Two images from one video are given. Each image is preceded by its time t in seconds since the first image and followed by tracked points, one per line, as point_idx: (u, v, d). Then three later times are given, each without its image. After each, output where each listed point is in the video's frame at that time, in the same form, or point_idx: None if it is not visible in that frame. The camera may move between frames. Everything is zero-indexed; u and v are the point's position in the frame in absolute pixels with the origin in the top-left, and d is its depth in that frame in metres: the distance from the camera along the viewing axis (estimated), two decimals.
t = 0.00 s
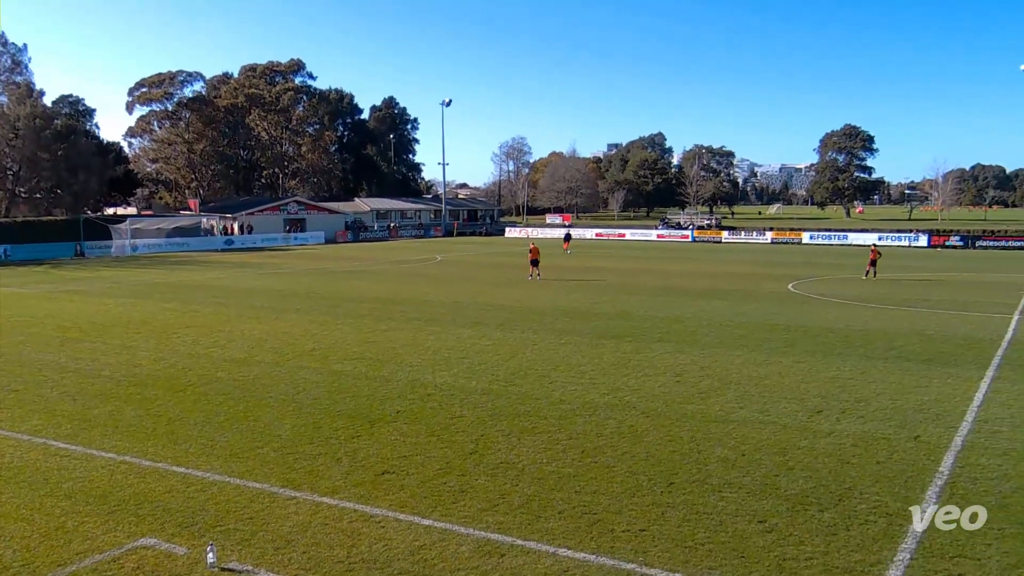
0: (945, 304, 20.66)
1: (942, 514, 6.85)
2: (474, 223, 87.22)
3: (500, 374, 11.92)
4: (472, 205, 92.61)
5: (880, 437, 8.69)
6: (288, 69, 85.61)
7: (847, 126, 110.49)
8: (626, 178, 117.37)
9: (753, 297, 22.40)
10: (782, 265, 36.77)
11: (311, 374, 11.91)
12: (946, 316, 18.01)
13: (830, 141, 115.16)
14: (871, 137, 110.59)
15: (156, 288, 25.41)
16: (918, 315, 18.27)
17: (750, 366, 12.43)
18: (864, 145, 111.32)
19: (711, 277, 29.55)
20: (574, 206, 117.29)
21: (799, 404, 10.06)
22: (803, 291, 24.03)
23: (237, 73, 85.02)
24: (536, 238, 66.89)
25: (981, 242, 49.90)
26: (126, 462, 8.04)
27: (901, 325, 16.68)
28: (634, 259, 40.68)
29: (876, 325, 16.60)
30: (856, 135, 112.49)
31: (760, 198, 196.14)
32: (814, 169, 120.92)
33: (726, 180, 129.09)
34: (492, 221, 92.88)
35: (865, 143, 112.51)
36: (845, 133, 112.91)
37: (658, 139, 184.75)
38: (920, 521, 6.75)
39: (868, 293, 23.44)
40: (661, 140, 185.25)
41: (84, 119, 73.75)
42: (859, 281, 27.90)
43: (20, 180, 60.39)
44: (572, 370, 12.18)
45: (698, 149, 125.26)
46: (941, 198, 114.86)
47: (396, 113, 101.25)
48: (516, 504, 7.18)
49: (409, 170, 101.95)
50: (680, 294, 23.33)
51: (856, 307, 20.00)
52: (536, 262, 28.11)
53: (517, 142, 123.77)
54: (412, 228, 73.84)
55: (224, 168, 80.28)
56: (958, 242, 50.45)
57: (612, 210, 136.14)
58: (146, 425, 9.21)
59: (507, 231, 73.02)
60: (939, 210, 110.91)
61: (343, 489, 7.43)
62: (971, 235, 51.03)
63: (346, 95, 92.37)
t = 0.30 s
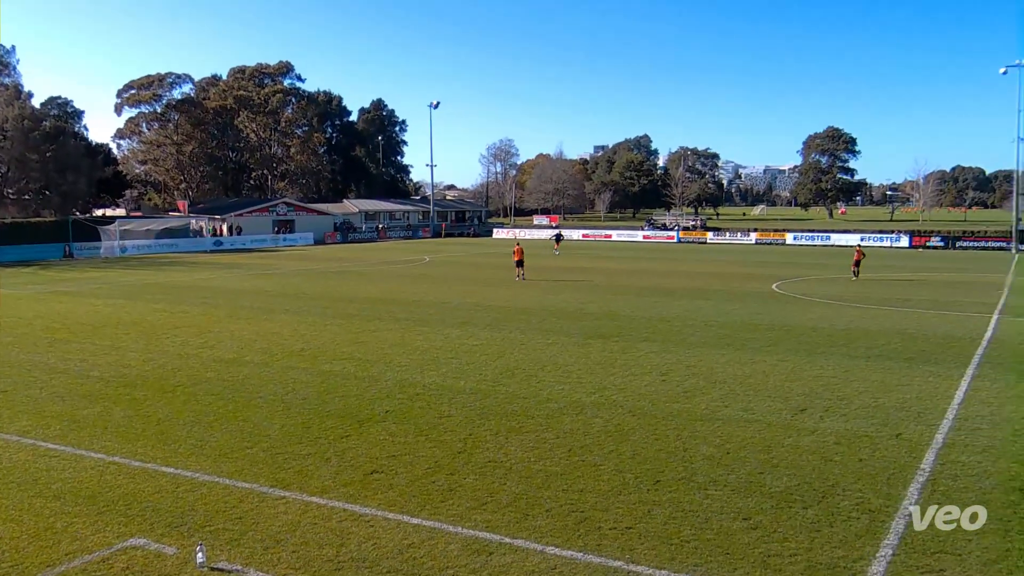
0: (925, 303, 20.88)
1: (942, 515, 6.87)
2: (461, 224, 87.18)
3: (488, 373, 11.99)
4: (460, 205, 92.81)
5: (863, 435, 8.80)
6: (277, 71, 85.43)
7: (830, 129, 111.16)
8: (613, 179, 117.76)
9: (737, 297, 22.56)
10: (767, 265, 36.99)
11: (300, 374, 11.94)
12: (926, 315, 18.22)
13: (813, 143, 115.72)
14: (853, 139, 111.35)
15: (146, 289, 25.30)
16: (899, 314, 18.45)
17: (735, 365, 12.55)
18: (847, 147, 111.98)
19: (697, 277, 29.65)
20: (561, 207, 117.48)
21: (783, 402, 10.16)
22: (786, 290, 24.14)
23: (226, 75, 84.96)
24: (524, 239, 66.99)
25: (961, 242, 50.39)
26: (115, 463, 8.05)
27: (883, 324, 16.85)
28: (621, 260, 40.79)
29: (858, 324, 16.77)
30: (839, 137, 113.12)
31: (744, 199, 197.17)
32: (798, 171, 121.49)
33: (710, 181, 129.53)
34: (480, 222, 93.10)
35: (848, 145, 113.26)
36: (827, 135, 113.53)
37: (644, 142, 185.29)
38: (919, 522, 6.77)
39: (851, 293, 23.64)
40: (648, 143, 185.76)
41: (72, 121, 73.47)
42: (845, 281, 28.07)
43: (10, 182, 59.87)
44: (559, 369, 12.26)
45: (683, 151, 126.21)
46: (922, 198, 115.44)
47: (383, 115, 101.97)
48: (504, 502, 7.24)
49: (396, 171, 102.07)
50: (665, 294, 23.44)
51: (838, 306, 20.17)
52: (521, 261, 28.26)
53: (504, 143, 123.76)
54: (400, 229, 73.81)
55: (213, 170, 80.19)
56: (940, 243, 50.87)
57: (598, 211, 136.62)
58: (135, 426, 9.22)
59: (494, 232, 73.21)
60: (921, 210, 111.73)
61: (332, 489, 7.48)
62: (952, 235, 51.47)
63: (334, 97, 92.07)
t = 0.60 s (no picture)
0: (903, 300, 21.14)
1: (942, 515, 6.86)
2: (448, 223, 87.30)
3: (475, 370, 12.07)
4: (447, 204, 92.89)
5: (843, 430, 8.94)
6: (264, 71, 85.15)
7: (811, 129, 111.86)
8: (597, 179, 118.15)
9: (720, 294, 22.74)
10: (749, 263, 37.22)
11: (288, 372, 11.99)
12: (904, 313, 18.43)
13: (795, 143, 116.34)
14: (834, 139, 112.20)
15: (132, 288, 25.20)
16: (877, 311, 18.68)
17: (718, 362, 12.68)
18: (827, 147, 112.79)
19: (682, 276, 29.81)
20: (546, 207, 117.67)
21: (765, 398, 10.29)
22: (768, 289, 24.33)
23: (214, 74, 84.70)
24: (510, 238, 67.13)
25: (938, 241, 50.89)
26: (103, 460, 8.09)
27: (863, 321, 17.06)
28: (604, 258, 40.95)
29: (838, 321, 16.96)
30: (819, 137, 113.95)
31: (727, 198, 198.42)
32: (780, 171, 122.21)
33: (694, 181, 130.23)
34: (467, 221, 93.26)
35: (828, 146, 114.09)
36: (808, 136, 114.21)
37: (628, 142, 185.85)
38: (919, 521, 6.78)
39: (832, 290, 23.88)
40: (633, 143, 187.41)
41: (60, 120, 73.16)
42: (826, 279, 28.31)
43: None
44: (545, 366, 12.36)
45: (666, 152, 126.86)
46: (900, 198, 116.17)
47: (372, 115, 101.26)
48: (490, 497, 7.32)
49: (383, 171, 101.96)
50: (649, 291, 23.57)
51: (818, 304, 20.38)
52: (504, 258, 28.37)
53: (490, 143, 123.72)
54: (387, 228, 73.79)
55: (200, 169, 79.95)
56: (917, 241, 51.38)
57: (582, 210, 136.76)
58: (123, 424, 9.24)
59: (480, 231, 73.29)
60: (900, 210, 112.61)
61: (320, 485, 7.54)
62: (929, 234, 51.99)
63: (322, 98, 92.53)
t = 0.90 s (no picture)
0: (881, 299, 21.34)
1: (942, 515, 6.87)
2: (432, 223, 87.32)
3: (459, 370, 12.13)
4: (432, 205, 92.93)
5: (822, 427, 9.06)
6: (249, 72, 84.52)
7: (790, 131, 112.75)
8: (580, 180, 118.48)
9: (702, 294, 22.91)
10: (731, 263, 37.40)
11: (274, 372, 12.00)
12: (882, 312, 18.63)
13: (774, 145, 117.27)
14: (812, 141, 113.11)
15: (117, 288, 25.10)
16: (856, 311, 18.87)
17: (699, 360, 12.80)
18: (807, 148, 113.69)
19: (664, 275, 29.97)
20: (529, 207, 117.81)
21: (746, 396, 10.41)
22: (749, 288, 24.50)
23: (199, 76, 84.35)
24: (495, 238, 67.16)
25: (915, 241, 51.36)
26: (88, 461, 8.10)
27: (842, 320, 17.24)
28: (586, 258, 41.04)
29: (818, 321, 17.13)
30: (798, 138, 114.85)
31: (708, 199, 199.23)
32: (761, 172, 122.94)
33: (676, 181, 130.95)
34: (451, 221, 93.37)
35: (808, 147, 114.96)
36: (788, 137, 115.02)
37: (610, 142, 187.39)
38: (919, 521, 6.79)
39: (811, 290, 24.07)
40: (616, 143, 188.14)
41: (44, 121, 72.65)
42: (807, 279, 28.50)
43: None
44: (529, 365, 12.43)
45: (649, 153, 127.45)
46: (879, 198, 117.35)
47: (355, 116, 101.77)
48: (475, 496, 7.38)
49: (368, 171, 102.05)
50: (631, 291, 23.67)
51: (798, 303, 20.54)
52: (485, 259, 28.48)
53: (475, 144, 123.84)
54: (372, 228, 73.72)
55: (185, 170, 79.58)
56: (895, 241, 51.82)
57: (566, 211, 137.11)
58: (108, 424, 9.24)
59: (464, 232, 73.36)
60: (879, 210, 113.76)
61: (305, 484, 7.58)
62: (906, 234, 52.48)
63: (308, 99, 91.53)
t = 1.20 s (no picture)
0: (860, 298, 21.53)
1: (941, 514, 6.89)
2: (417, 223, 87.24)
3: (444, 369, 12.17)
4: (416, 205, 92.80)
5: (803, 424, 9.16)
6: (234, 72, 84.67)
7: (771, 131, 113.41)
8: (564, 180, 118.55)
9: (684, 293, 23.00)
10: (713, 262, 37.57)
11: (259, 371, 11.99)
12: (861, 310, 18.80)
13: (755, 145, 117.76)
14: (792, 141, 113.80)
15: (100, 288, 24.93)
16: (835, 309, 19.04)
17: (682, 359, 12.89)
18: (787, 149, 114.33)
19: (648, 275, 30.06)
20: (513, 207, 117.68)
21: (728, 393, 10.51)
22: (731, 288, 24.60)
23: (182, 76, 83.93)
24: (479, 238, 67.12)
25: (894, 241, 51.63)
26: (73, 461, 8.08)
27: (822, 318, 17.42)
28: (569, 258, 41.10)
29: (799, 319, 17.28)
30: (779, 139, 115.55)
31: (690, 199, 199.42)
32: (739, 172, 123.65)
33: (658, 182, 131.44)
34: (435, 221, 93.38)
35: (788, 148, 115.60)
36: (769, 137, 115.59)
37: (593, 142, 186.90)
38: (919, 521, 6.79)
39: (792, 289, 24.22)
40: (598, 143, 186.80)
41: (27, 121, 72.04)
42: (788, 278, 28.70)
43: None
44: (513, 364, 12.48)
45: (632, 153, 127.90)
46: (857, 199, 118.14)
47: (339, 116, 101.88)
48: (460, 494, 7.42)
49: (352, 171, 101.86)
50: (615, 290, 23.74)
51: (779, 302, 20.69)
52: (467, 260, 28.47)
53: (459, 144, 123.78)
54: (356, 228, 73.57)
55: (169, 170, 79.13)
56: (874, 240, 52.24)
57: (550, 211, 137.17)
58: (93, 424, 9.22)
59: (448, 232, 73.26)
60: (857, 210, 114.47)
61: (291, 484, 7.60)
62: (885, 233, 52.80)
63: (292, 99, 91.36)
